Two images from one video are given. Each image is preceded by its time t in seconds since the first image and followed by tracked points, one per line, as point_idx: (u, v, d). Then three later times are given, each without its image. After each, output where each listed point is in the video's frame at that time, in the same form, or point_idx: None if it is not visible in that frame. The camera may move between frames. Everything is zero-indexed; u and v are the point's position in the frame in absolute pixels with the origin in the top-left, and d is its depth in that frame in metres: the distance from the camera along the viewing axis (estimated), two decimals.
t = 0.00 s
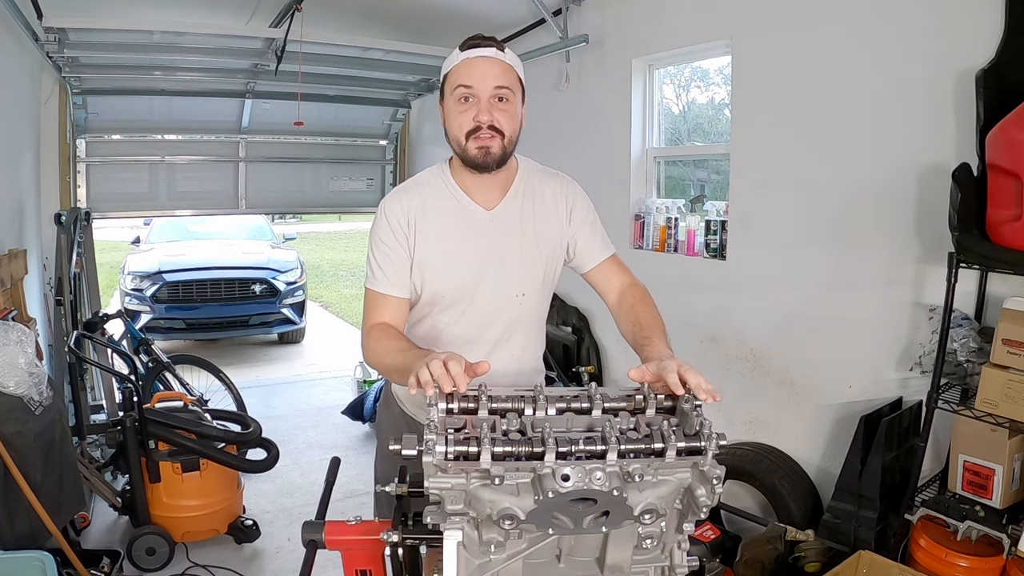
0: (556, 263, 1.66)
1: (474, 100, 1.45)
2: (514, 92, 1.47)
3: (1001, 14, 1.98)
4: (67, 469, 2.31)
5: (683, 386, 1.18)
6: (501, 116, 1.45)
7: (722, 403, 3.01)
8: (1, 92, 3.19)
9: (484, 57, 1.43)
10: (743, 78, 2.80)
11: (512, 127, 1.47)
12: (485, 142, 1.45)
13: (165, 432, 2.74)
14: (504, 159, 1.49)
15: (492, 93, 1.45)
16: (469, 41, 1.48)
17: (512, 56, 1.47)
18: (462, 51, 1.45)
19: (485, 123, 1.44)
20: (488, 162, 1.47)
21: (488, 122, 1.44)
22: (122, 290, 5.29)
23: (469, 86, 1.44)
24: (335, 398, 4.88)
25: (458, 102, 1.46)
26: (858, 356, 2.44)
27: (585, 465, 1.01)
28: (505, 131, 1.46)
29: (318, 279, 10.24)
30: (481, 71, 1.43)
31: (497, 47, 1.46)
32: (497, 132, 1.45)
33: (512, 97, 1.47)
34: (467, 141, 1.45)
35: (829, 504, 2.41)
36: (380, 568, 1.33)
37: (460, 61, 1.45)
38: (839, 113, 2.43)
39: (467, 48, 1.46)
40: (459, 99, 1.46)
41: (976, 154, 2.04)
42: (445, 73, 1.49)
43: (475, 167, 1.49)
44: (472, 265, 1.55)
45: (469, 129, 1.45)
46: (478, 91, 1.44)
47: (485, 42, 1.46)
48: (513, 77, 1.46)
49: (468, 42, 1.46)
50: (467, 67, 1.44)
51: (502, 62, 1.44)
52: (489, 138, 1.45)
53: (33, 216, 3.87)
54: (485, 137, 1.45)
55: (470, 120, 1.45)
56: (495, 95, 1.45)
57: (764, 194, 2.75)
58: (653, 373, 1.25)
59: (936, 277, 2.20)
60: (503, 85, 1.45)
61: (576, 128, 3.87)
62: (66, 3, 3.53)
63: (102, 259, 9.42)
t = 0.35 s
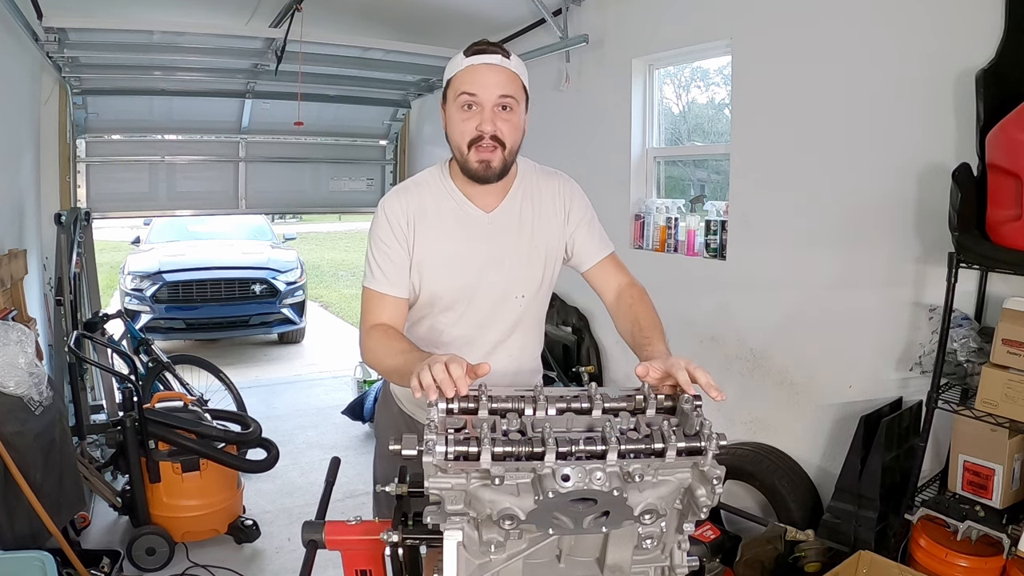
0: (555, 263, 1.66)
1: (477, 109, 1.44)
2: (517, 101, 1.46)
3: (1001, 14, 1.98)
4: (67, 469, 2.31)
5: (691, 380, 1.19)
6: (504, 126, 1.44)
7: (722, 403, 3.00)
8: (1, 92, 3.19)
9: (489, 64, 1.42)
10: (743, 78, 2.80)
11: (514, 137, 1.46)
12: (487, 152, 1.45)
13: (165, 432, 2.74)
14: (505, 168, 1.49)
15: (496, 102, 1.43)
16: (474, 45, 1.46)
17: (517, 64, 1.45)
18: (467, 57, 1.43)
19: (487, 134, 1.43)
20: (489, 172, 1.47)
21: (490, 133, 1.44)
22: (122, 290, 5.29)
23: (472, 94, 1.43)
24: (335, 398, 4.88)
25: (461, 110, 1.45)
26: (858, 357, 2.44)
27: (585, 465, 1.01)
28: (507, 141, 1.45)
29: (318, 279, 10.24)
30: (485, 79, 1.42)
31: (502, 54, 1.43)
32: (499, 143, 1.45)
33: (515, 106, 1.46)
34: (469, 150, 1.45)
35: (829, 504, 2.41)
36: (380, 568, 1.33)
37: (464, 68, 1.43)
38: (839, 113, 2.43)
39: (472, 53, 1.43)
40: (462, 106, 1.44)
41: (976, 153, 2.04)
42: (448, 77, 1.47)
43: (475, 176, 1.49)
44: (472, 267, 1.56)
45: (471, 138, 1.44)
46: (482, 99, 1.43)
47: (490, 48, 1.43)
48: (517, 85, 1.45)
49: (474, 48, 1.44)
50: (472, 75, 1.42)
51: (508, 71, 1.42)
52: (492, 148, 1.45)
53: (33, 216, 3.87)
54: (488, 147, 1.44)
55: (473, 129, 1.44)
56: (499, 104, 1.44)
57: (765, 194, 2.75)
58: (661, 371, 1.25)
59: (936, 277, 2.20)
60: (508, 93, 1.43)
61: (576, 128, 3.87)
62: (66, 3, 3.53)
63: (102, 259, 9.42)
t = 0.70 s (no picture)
0: (553, 262, 1.66)
1: (479, 116, 1.43)
2: (521, 110, 1.45)
3: (1001, 14, 1.98)
4: (67, 469, 2.31)
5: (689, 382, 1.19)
6: (506, 136, 1.44)
7: (722, 403, 3.00)
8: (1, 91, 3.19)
9: (494, 73, 1.40)
10: (743, 78, 2.80)
11: (515, 146, 1.46)
12: (486, 161, 1.45)
13: (165, 432, 2.74)
14: (505, 176, 1.50)
15: (499, 111, 1.42)
16: (479, 50, 1.44)
17: (522, 73, 1.44)
18: (472, 64, 1.41)
19: (488, 143, 1.43)
20: (488, 180, 1.48)
21: (492, 142, 1.43)
22: (122, 290, 5.29)
23: (475, 102, 1.42)
24: (335, 398, 4.88)
25: (463, 116, 1.44)
26: (858, 357, 2.44)
27: (585, 465, 1.01)
28: (508, 150, 1.46)
29: (318, 279, 10.24)
30: (491, 88, 1.41)
31: (508, 62, 1.42)
32: (499, 152, 1.45)
33: (518, 116, 1.45)
34: (469, 158, 1.45)
35: (829, 504, 2.42)
36: (380, 568, 1.33)
37: (469, 74, 1.41)
38: (839, 113, 2.43)
39: (477, 59, 1.41)
40: (465, 114, 1.43)
41: (976, 154, 2.04)
42: (452, 81, 1.45)
43: (475, 181, 1.49)
44: (472, 268, 1.56)
45: (473, 146, 1.44)
46: (485, 108, 1.42)
47: (496, 56, 1.41)
48: (521, 94, 1.44)
49: (479, 54, 1.42)
50: (476, 83, 1.41)
51: (512, 81, 1.41)
52: (493, 157, 1.45)
53: (33, 216, 3.87)
54: (489, 156, 1.44)
55: (474, 137, 1.44)
56: (502, 113, 1.43)
57: (764, 193, 2.75)
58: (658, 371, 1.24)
59: (936, 277, 2.20)
60: (511, 103, 1.42)
61: (576, 128, 3.87)
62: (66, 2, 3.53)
63: (102, 259, 9.41)
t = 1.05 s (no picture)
0: (550, 260, 1.67)
1: (477, 106, 1.44)
2: (516, 100, 1.47)
3: (1001, 13, 1.98)
4: (67, 469, 2.31)
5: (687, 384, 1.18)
6: (503, 124, 1.45)
7: (722, 403, 3.00)
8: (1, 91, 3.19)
9: (489, 64, 1.43)
10: (743, 78, 2.80)
11: (513, 135, 1.47)
12: (486, 148, 1.45)
13: (165, 432, 2.74)
14: (505, 165, 1.49)
15: (496, 100, 1.44)
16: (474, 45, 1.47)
17: (515, 64, 1.46)
18: (467, 56, 1.44)
19: (486, 131, 1.44)
20: (489, 168, 1.48)
21: (490, 130, 1.44)
22: (122, 290, 5.29)
23: (472, 93, 1.44)
24: (335, 398, 4.88)
25: (460, 108, 1.45)
26: (858, 357, 2.44)
27: (586, 465, 1.01)
28: (506, 139, 1.46)
29: (318, 279, 10.24)
30: (486, 78, 1.43)
31: (501, 54, 1.45)
32: (498, 139, 1.45)
33: (514, 105, 1.47)
34: (469, 147, 1.45)
35: (828, 504, 2.40)
36: (380, 568, 1.33)
37: (464, 67, 1.44)
38: (838, 112, 2.43)
39: (472, 52, 1.44)
40: (462, 105, 1.45)
41: (976, 153, 2.04)
42: (448, 76, 1.48)
43: (474, 171, 1.48)
44: (470, 266, 1.56)
45: (471, 135, 1.45)
46: (482, 97, 1.43)
47: (489, 48, 1.44)
48: (515, 85, 1.46)
49: (473, 48, 1.45)
50: (472, 74, 1.43)
51: (507, 70, 1.43)
52: (491, 145, 1.45)
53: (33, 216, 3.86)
54: (488, 144, 1.45)
55: (472, 126, 1.44)
56: (498, 102, 1.45)
57: (764, 193, 2.75)
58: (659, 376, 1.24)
59: (936, 277, 2.20)
60: (506, 93, 1.44)
61: (576, 128, 3.87)
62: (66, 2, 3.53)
63: (102, 259, 9.41)
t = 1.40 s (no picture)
0: (549, 258, 1.64)
1: (481, 85, 1.47)
2: (517, 80, 1.50)
3: (1001, 13, 1.98)
4: (67, 469, 2.31)
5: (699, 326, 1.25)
6: (507, 101, 1.47)
7: (722, 403, 3.00)
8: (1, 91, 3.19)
9: (492, 45, 1.47)
10: (743, 78, 2.80)
11: (517, 113, 1.49)
12: (493, 122, 1.45)
13: (165, 432, 2.74)
14: (509, 145, 1.50)
15: (499, 79, 1.47)
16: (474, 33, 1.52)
17: (516, 48, 1.51)
18: (469, 40, 1.48)
19: (493, 106, 1.45)
20: (495, 144, 1.47)
21: (496, 105, 1.46)
22: (122, 290, 5.29)
23: (476, 71, 1.46)
24: (335, 398, 4.88)
25: (465, 88, 1.47)
26: (858, 357, 2.44)
27: (586, 465, 1.01)
28: (511, 116, 1.47)
29: (318, 279, 10.25)
30: (489, 58, 1.46)
31: (502, 39, 1.50)
32: (505, 115, 1.46)
33: (516, 86, 1.50)
34: (477, 122, 1.46)
35: (829, 504, 2.41)
36: (380, 568, 1.33)
37: (467, 50, 1.48)
38: (838, 112, 2.43)
39: (473, 37, 1.49)
40: (466, 85, 1.47)
41: (976, 153, 2.04)
42: (449, 63, 1.51)
43: (480, 148, 1.48)
44: (466, 261, 1.55)
45: (477, 112, 1.46)
46: (486, 75, 1.46)
47: (490, 34, 1.50)
48: (516, 67, 1.50)
49: (474, 33, 1.50)
50: (475, 54, 1.46)
51: (508, 50, 1.47)
52: (497, 121, 1.46)
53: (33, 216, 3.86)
54: (494, 119, 1.45)
55: (479, 102, 1.45)
56: (501, 82, 1.48)
57: (764, 193, 2.75)
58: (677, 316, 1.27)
59: (937, 277, 2.20)
60: (509, 72, 1.48)
61: (576, 128, 3.87)
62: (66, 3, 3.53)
63: (102, 259, 9.43)
